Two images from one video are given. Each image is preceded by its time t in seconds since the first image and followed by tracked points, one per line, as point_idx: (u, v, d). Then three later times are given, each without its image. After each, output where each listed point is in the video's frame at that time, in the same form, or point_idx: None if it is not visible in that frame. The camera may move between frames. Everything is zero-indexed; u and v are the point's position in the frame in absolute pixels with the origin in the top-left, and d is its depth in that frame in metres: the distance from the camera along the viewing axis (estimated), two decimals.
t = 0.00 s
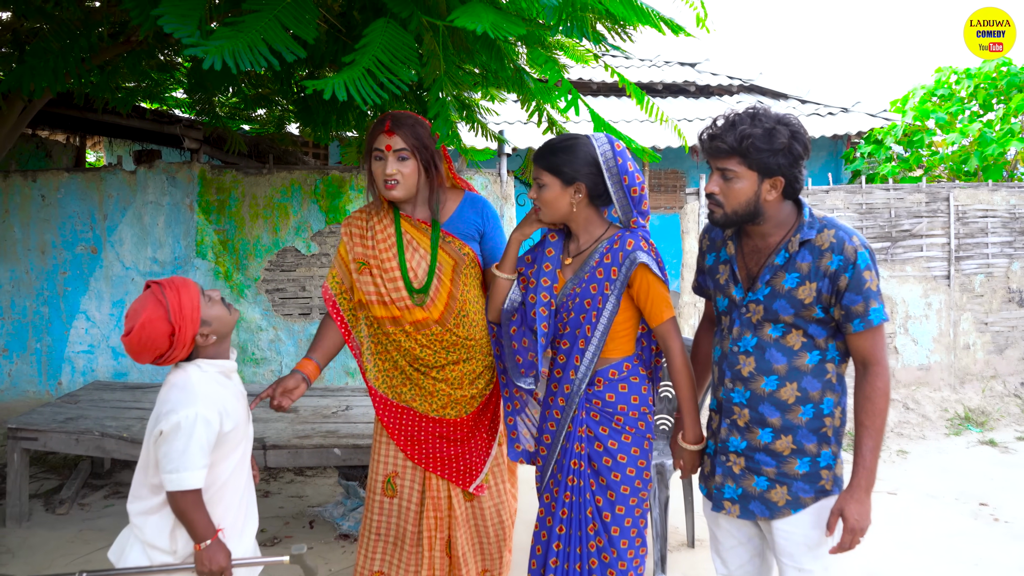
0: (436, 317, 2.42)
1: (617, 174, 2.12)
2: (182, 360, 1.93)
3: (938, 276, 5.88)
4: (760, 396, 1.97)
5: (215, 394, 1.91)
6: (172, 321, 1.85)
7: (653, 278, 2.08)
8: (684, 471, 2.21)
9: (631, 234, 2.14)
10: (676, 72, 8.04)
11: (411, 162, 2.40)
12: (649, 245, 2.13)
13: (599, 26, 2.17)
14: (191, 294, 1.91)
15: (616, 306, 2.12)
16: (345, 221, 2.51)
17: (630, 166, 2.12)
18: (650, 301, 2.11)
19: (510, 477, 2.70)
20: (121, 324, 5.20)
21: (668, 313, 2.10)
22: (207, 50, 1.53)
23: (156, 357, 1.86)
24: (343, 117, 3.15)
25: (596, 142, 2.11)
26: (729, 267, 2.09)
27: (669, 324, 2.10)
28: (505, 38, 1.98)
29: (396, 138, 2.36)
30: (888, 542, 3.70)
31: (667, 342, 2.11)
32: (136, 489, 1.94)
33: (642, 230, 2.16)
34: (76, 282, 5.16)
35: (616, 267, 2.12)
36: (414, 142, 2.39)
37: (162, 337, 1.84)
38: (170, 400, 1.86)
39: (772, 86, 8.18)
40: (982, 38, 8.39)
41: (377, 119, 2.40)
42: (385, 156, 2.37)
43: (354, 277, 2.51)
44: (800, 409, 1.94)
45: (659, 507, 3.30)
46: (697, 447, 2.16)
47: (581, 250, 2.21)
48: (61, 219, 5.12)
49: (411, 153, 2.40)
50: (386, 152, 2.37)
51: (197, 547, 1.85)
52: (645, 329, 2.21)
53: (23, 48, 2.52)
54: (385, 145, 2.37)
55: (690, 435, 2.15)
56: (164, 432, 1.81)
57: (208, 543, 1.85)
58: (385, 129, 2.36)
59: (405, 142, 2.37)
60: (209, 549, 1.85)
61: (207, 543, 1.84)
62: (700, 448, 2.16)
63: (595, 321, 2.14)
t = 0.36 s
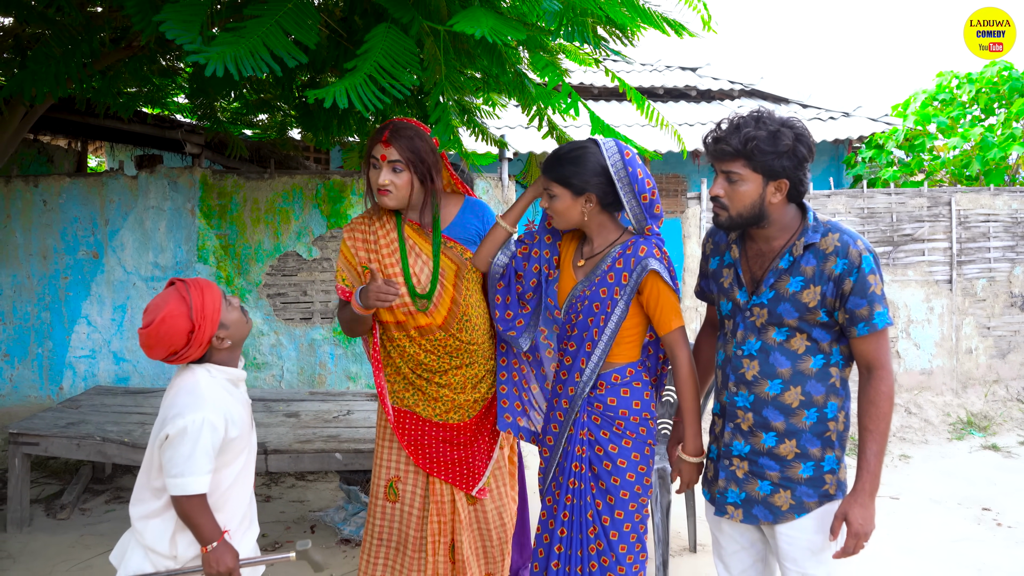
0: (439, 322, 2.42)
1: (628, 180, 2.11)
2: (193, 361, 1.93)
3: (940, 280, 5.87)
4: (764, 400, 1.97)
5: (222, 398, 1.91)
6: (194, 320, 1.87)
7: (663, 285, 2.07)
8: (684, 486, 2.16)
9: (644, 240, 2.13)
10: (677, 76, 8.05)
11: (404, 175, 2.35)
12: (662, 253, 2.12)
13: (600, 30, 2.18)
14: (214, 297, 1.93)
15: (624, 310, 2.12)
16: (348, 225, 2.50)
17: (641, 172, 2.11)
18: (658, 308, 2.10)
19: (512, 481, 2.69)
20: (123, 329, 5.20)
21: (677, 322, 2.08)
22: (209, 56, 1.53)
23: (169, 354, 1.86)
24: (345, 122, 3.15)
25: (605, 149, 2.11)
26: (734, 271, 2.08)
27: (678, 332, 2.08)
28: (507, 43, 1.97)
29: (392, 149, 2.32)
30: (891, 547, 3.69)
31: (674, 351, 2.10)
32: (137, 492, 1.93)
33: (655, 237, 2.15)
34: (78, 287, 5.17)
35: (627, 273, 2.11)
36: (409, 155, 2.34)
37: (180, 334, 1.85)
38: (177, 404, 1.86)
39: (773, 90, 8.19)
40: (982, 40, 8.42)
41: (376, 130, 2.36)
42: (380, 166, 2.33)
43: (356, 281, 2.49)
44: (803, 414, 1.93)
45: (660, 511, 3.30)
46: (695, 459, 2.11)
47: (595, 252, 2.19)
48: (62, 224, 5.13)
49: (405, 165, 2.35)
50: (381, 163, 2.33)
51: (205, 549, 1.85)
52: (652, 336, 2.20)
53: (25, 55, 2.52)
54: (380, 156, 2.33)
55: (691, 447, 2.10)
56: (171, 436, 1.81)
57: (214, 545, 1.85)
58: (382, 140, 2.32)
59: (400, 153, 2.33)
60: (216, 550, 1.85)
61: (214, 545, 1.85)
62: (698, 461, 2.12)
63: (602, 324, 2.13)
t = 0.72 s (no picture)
0: (447, 325, 2.41)
1: (639, 183, 2.13)
2: (203, 360, 1.94)
3: (941, 282, 5.86)
4: (768, 401, 1.96)
5: (225, 401, 1.91)
6: (218, 315, 1.90)
7: (667, 292, 2.07)
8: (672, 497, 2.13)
9: (650, 245, 2.14)
10: (677, 78, 8.05)
11: (426, 197, 2.37)
12: (668, 258, 2.13)
13: (599, 32, 2.19)
14: (239, 298, 1.97)
15: (626, 315, 2.12)
16: (347, 233, 2.46)
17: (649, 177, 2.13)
18: (660, 313, 2.10)
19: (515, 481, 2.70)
20: (122, 331, 5.20)
21: (678, 329, 2.09)
22: (208, 57, 1.53)
23: (185, 345, 1.87)
24: (344, 124, 3.15)
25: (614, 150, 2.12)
26: (737, 272, 2.07)
27: (678, 339, 2.09)
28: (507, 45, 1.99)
29: (414, 175, 2.32)
30: (892, 548, 3.68)
31: (674, 358, 2.10)
32: (133, 492, 1.93)
33: (662, 242, 2.16)
34: (78, 289, 5.16)
35: (631, 276, 2.11)
36: (431, 177, 2.35)
37: (202, 328, 1.87)
38: (179, 403, 1.86)
39: (773, 92, 8.18)
40: (982, 39, 8.44)
41: (390, 151, 2.32)
42: (403, 193, 2.33)
43: (357, 289, 2.46)
44: (807, 415, 1.93)
45: (660, 513, 3.30)
46: (686, 469, 2.10)
47: (601, 252, 2.21)
48: (62, 226, 5.13)
49: (427, 188, 2.36)
50: (403, 189, 2.33)
51: (194, 553, 1.82)
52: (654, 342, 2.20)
53: (24, 57, 2.52)
54: (403, 183, 2.33)
55: (682, 455, 2.09)
56: (170, 435, 1.81)
57: (204, 548, 1.82)
58: (404, 167, 2.31)
59: (423, 178, 2.34)
60: (205, 554, 1.82)
61: (203, 548, 1.81)
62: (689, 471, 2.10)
63: (604, 327, 2.13)
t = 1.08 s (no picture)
0: (440, 320, 2.42)
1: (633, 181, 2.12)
2: (199, 356, 1.94)
3: (940, 279, 5.87)
4: (769, 397, 1.96)
5: (221, 396, 1.91)
6: (215, 312, 1.91)
7: (665, 289, 2.08)
8: (658, 498, 2.13)
9: (651, 243, 2.14)
10: (677, 74, 8.04)
11: (413, 174, 2.36)
12: (669, 257, 2.14)
13: (598, 27, 2.18)
14: (235, 294, 1.98)
15: (624, 312, 2.12)
16: (352, 222, 2.48)
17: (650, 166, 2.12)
18: (658, 311, 2.10)
19: (513, 478, 2.69)
20: (121, 327, 5.19)
21: (674, 328, 2.10)
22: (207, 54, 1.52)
23: (183, 342, 1.88)
24: (344, 120, 3.14)
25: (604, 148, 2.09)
26: (740, 267, 2.08)
27: (673, 337, 2.10)
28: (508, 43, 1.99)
29: (397, 151, 2.32)
30: (890, 544, 3.69)
31: (668, 358, 2.11)
32: (133, 488, 1.93)
33: (662, 240, 2.16)
34: (76, 285, 5.16)
35: (631, 274, 2.11)
36: (415, 154, 2.34)
37: (199, 324, 1.88)
38: (175, 398, 1.86)
39: (773, 89, 8.18)
40: (982, 37, 8.41)
41: (377, 133, 2.37)
42: (388, 170, 2.34)
43: (359, 278, 2.47)
44: (808, 411, 1.93)
45: (659, 509, 3.32)
46: (672, 469, 2.10)
47: (602, 247, 2.20)
48: (61, 222, 5.12)
49: (413, 166, 2.35)
50: (388, 166, 2.34)
51: (192, 547, 1.82)
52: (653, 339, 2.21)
53: (22, 53, 2.51)
54: (387, 159, 2.33)
55: (666, 455, 2.09)
56: (166, 429, 1.81)
57: (203, 542, 1.81)
58: (387, 142, 2.32)
59: (406, 155, 2.33)
60: (204, 548, 1.81)
61: (202, 542, 1.81)
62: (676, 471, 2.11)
63: (602, 324, 2.13)
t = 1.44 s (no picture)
0: (439, 309, 2.40)
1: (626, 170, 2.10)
2: (197, 346, 1.94)
3: (940, 268, 5.87)
4: (768, 383, 1.97)
5: (217, 386, 1.91)
6: (213, 303, 1.90)
7: (662, 279, 2.07)
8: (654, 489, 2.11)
9: (648, 233, 2.09)
10: (678, 63, 8.01)
11: (414, 164, 2.35)
12: (665, 246, 2.09)
13: (600, 15, 2.17)
14: (232, 285, 1.97)
15: (621, 301, 2.11)
16: (354, 211, 2.48)
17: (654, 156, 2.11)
18: (653, 302, 2.09)
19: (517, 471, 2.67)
20: (121, 316, 5.19)
21: (670, 319, 2.08)
22: (206, 42, 1.51)
23: (180, 333, 1.87)
24: (343, 109, 3.13)
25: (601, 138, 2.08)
26: (742, 254, 2.09)
27: (670, 328, 2.08)
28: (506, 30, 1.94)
29: (398, 140, 2.32)
30: (888, 532, 3.71)
31: (665, 350, 2.09)
32: (131, 477, 1.94)
33: (659, 230, 2.11)
34: (76, 275, 5.15)
35: (628, 264, 2.08)
36: (416, 142, 2.33)
37: (197, 315, 1.87)
38: (172, 388, 1.86)
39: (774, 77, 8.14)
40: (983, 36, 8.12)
41: (377, 122, 2.36)
42: (388, 160, 2.34)
43: (361, 265, 2.48)
44: (806, 399, 1.93)
45: (659, 498, 3.36)
46: (666, 459, 2.08)
47: (600, 236, 2.21)
48: (60, 212, 5.11)
49: (414, 155, 2.35)
50: (389, 155, 2.34)
51: (191, 536, 1.83)
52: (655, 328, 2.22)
53: (20, 42, 2.50)
54: (388, 148, 2.33)
55: (660, 444, 2.06)
56: (162, 420, 1.81)
57: (201, 532, 1.82)
58: (388, 131, 2.32)
59: (406, 143, 2.32)
60: (203, 537, 1.83)
61: (201, 531, 1.82)
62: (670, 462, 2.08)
63: (598, 314, 2.13)
